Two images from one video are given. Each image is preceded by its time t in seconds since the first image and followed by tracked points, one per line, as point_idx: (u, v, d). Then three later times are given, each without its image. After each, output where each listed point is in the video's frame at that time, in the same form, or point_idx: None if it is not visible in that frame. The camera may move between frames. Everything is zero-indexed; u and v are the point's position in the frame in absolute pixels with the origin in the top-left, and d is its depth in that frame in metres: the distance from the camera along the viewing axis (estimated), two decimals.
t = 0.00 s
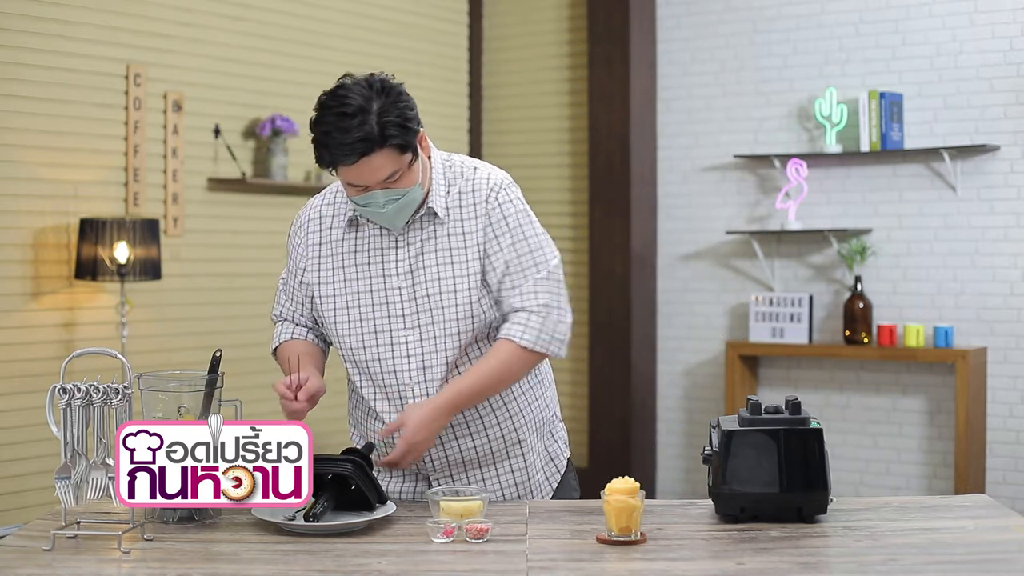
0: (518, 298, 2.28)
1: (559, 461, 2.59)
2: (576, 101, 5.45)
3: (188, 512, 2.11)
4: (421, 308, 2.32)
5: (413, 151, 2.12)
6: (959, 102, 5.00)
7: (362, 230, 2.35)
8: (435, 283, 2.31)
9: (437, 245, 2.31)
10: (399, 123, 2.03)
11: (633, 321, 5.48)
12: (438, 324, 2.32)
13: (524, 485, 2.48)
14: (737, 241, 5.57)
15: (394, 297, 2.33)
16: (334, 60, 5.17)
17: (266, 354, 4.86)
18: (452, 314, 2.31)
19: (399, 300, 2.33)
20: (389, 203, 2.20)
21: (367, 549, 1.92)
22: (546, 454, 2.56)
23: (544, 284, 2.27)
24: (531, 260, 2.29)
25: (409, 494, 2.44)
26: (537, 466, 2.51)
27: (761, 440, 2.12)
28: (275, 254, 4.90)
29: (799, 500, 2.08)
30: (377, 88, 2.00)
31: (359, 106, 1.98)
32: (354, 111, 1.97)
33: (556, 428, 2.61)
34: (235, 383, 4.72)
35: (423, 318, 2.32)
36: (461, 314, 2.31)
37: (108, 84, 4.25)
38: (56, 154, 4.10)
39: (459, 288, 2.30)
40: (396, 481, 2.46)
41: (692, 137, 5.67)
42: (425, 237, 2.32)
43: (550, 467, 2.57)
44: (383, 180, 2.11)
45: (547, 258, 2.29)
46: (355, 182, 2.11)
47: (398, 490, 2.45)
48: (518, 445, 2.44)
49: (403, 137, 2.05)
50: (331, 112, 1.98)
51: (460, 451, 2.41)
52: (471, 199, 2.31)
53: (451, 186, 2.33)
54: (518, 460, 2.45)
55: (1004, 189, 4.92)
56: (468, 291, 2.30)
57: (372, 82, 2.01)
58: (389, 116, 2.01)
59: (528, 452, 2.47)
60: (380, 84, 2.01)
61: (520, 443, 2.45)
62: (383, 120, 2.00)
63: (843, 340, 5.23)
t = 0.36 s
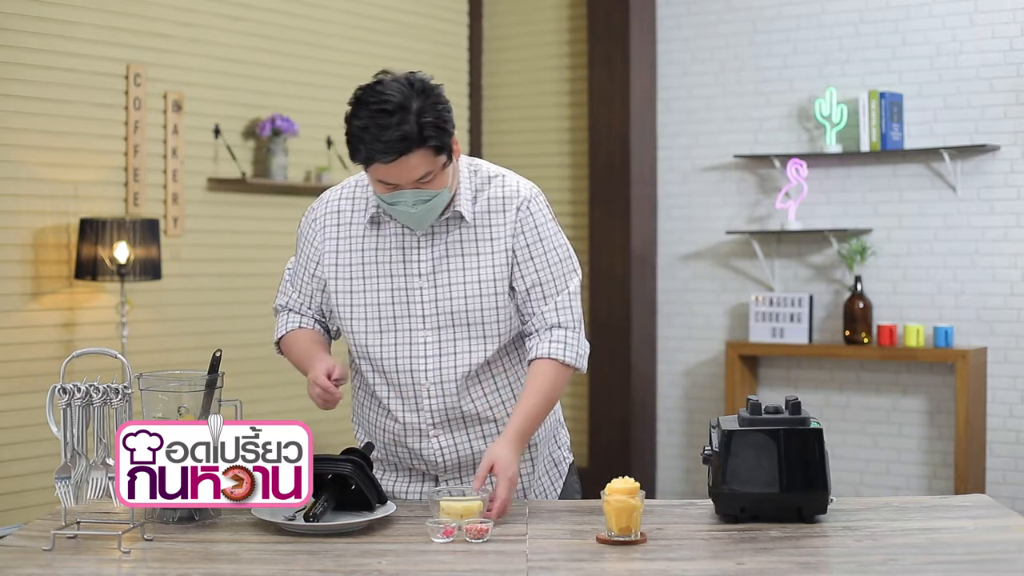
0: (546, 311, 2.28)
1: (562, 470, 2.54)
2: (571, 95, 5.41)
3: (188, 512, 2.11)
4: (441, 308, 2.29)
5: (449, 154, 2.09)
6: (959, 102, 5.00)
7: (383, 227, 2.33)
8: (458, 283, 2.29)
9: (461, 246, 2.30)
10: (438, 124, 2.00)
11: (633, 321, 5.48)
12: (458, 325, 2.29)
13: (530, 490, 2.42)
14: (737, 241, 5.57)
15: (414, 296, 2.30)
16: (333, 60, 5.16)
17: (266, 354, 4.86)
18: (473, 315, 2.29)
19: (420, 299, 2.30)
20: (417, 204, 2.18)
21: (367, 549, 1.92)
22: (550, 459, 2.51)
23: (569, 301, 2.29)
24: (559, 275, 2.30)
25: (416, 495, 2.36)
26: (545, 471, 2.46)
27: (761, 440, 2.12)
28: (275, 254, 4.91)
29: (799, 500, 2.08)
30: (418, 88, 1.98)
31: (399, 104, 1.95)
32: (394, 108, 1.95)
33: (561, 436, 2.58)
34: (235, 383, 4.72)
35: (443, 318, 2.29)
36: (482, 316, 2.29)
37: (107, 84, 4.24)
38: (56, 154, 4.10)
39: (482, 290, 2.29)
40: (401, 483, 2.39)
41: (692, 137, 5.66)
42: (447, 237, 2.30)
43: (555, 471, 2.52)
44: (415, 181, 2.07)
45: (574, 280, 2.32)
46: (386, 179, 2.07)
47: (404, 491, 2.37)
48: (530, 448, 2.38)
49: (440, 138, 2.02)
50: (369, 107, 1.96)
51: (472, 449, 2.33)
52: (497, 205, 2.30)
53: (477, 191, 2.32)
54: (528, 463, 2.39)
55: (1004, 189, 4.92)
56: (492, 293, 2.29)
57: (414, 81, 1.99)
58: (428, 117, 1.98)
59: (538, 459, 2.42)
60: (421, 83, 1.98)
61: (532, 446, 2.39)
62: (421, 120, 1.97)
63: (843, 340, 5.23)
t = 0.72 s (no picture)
0: (592, 317, 2.32)
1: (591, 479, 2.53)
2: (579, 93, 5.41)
3: (188, 512, 2.11)
4: (487, 304, 2.34)
5: (514, 149, 2.15)
6: (959, 102, 5.00)
7: (436, 218, 2.38)
8: (504, 280, 2.34)
9: (510, 244, 2.35)
10: (508, 116, 2.07)
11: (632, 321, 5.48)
12: (502, 322, 2.34)
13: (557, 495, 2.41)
14: (737, 241, 5.57)
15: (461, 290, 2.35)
16: (333, 60, 5.16)
17: (266, 354, 4.86)
18: (518, 313, 2.33)
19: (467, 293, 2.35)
20: (474, 196, 2.21)
21: (367, 549, 1.92)
22: (581, 467, 2.51)
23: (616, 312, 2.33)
24: (608, 285, 2.34)
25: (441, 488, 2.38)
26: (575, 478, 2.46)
27: (761, 440, 2.12)
28: (275, 254, 4.91)
29: (799, 500, 2.08)
30: (493, 80, 2.06)
31: (472, 90, 2.03)
32: (467, 94, 2.03)
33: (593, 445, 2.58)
34: (236, 382, 4.72)
35: (488, 314, 2.34)
36: (526, 315, 2.33)
37: (107, 84, 4.24)
38: (56, 155, 4.10)
39: (528, 290, 2.33)
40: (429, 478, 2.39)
41: (692, 137, 5.67)
42: (497, 235, 2.35)
43: (584, 480, 2.52)
44: (475, 171, 2.14)
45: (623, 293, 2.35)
46: (448, 167, 2.14)
47: (431, 484, 2.39)
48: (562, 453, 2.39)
49: (508, 131, 2.08)
50: (443, 91, 2.04)
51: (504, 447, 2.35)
52: (551, 208, 2.34)
53: (533, 194, 2.37)
54: (559, 469, 2.40)
55: (1004, 189, 4.92)
56: (538, 293, 2.33)
57: (490, 73, 2.07)
58: (499, 108, 2.06)
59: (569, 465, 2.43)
60: (496, 77, 2.06)
61: (563, 453, 2.39)
62: (491, 109, 2.03)
63: (843, 340, 5.23)
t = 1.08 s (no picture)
0: (683, 317, 2.36)
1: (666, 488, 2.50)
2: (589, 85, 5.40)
3: (188, 512, 2.11)
4: (573, 297, 2.37)
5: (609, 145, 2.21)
6: (959, 102, 5.00)
7: (528, 210, 2.41)
8: (591, 274, 2.37)
9: (599, 239, 2.37)
10: (606, 111, 2.13)
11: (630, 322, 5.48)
12: (587, 315, 2.36)
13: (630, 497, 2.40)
14: (737, 241, 5.57)
15: (547, 280, 2.38)
16: (333, 60, 5.16)
17: (265, 354, 4.86)
18: (604, 307, 2.36)
19: (553, 284, 2.37)
20: (567, 188, 2.26)
21: (366, 549, 1.92)
22: (658, 472, 2.48)
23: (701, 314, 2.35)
24: (695, 288, 2.37)
25: (515, 480, 2.37)
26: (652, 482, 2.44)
27: (761, 440, 2.12)
28: (275, 254, 4.91)
29: (799, 500, 2.09)
30: (594, 74, 2.13)
31: (573, 82, 2.11)
32: (568, 85, 2.10)
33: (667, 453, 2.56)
34: (235, 382, 4.73)
35: (573, 306, 2.36)
36: (612, 309, 2.36)
37: (107, 84, 4.24)
38: (56, 155, 4.10)
39: (616, 285, 2.36)
40: (502, 471, 2.40)
41: (692, 137, 5.67)
42: (585, 230, 2.38)
43: (660, 487, 2.48)
44: (571, 163, 2.20)
45: (710, 298, 2.37)
46: (543, 158, 2.21)
47: (505, 475, 2.38)
48: (636, 452, 2.38)
49: (606, 125, 2.14)
50: (544, 81, 2.12)
51: (578, 441, 2.33)
52: (641, 209, 2.38)
53: (625, 194, 2.40)
54: (634, 469, 2.38)
55: (1004, 189, 4.92)
56: (627, 290, 2.36)
57: (591, 68, 2.14)
58: (597, 103, 2.12)
59: (644, 468, 2.41)
60: (597, 72, 2.13)
61: (638, 452, 2.38)
62: (590, 103, 2.10)
63: (843, 340, 5.23)
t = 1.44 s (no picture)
0: (726, 318, 2.40)
1: (695, 489, 2.53)
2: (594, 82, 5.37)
3: (188, 512, 2.11)
4: (618, 290, 2.40)
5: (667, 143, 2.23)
6: (959, 102, 5.00)
7: (578, 203, 2.45)
8: (636, 269, 2.40)
9: (647, 236, 2.41)
10: (666, 109, 2.15)
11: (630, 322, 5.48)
12: (630, 309, 2.40)
13: (661, 493, 2.43)
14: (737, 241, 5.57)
15: (594, 273, 2.42)
16: (333, 60, 5.16)
17: (265, 355, 4.87)
18: (649, 302, 2.40)
19: (599, 278, 2.41)
20: (621, 183, 2.28)
21: (366, 549, 1.92)
22: (688, 473, 2.51)
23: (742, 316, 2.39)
24: (740, 291, 2.40)
25: (549, 469, 2.40)
26: (684, 482, 2.48)
27: (761, 440, 2.12)
28: (275, 254, 4.91)
29: (799, 500, 2.09)
30: (655, 72, 2.15)
31: (635, 78, 2.12)
32: (629, 81, 2.12)
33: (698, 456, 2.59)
34: (235, 382, 4.73)
35: (617, 300, 2.40)
36: (655, 305, 2.40)
37: (107, 84, 4.24)
38: (57, 155, 4.10)
39: (662, 281, 2.39)
40: (537, 460, 2.42)
41: (692, 137, 5.67)
42: (632, 226, 2.42)
43: (691, 486, 2.52)
44: (627, 159, 2.22)
45: (753, 302, 2.40)
46: (600, 151, 2.23)
47: (539, 464, 2.41)
48: (671, 449, 2.42)
49: (665, 123, 2.16)
50: (607, 75, 2.14)
51: (616, 433, 2.37)
52: (689, 210, 2.41)
53: (676, 194, 2.43)
54: (666, 465, 2.42)
55: (1004, 189, 4.92)
56: (672, 288, 2.39)
57: (653, 66, 2.16)
58: (657, 101, 2.14)
59: (678, 466, 2.45)
60: (659, 70, 2.15)
61: (674, 448, 2.42)
62: (652, 100, 2.12)
63: (843, 339, 5.23)
